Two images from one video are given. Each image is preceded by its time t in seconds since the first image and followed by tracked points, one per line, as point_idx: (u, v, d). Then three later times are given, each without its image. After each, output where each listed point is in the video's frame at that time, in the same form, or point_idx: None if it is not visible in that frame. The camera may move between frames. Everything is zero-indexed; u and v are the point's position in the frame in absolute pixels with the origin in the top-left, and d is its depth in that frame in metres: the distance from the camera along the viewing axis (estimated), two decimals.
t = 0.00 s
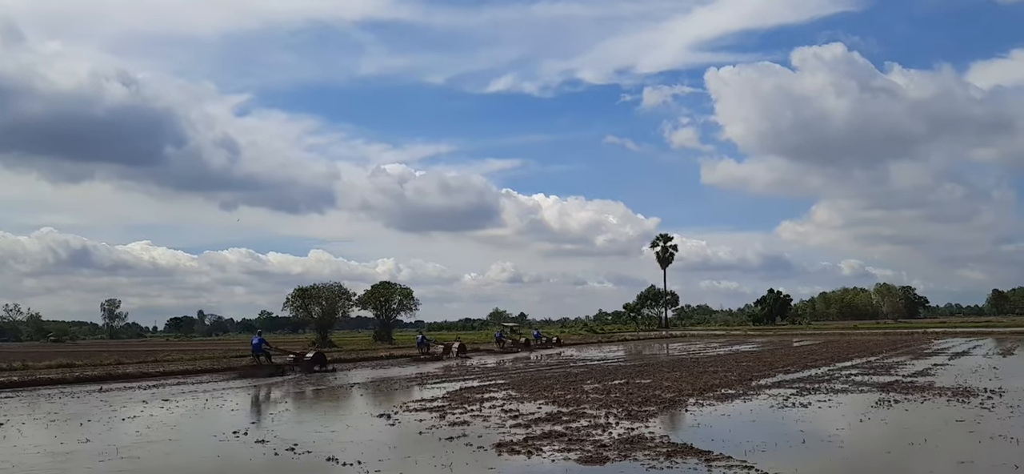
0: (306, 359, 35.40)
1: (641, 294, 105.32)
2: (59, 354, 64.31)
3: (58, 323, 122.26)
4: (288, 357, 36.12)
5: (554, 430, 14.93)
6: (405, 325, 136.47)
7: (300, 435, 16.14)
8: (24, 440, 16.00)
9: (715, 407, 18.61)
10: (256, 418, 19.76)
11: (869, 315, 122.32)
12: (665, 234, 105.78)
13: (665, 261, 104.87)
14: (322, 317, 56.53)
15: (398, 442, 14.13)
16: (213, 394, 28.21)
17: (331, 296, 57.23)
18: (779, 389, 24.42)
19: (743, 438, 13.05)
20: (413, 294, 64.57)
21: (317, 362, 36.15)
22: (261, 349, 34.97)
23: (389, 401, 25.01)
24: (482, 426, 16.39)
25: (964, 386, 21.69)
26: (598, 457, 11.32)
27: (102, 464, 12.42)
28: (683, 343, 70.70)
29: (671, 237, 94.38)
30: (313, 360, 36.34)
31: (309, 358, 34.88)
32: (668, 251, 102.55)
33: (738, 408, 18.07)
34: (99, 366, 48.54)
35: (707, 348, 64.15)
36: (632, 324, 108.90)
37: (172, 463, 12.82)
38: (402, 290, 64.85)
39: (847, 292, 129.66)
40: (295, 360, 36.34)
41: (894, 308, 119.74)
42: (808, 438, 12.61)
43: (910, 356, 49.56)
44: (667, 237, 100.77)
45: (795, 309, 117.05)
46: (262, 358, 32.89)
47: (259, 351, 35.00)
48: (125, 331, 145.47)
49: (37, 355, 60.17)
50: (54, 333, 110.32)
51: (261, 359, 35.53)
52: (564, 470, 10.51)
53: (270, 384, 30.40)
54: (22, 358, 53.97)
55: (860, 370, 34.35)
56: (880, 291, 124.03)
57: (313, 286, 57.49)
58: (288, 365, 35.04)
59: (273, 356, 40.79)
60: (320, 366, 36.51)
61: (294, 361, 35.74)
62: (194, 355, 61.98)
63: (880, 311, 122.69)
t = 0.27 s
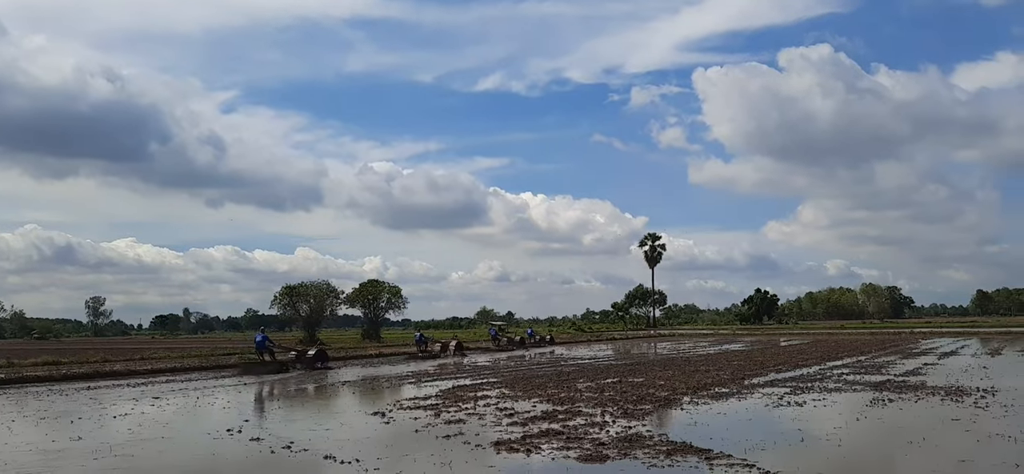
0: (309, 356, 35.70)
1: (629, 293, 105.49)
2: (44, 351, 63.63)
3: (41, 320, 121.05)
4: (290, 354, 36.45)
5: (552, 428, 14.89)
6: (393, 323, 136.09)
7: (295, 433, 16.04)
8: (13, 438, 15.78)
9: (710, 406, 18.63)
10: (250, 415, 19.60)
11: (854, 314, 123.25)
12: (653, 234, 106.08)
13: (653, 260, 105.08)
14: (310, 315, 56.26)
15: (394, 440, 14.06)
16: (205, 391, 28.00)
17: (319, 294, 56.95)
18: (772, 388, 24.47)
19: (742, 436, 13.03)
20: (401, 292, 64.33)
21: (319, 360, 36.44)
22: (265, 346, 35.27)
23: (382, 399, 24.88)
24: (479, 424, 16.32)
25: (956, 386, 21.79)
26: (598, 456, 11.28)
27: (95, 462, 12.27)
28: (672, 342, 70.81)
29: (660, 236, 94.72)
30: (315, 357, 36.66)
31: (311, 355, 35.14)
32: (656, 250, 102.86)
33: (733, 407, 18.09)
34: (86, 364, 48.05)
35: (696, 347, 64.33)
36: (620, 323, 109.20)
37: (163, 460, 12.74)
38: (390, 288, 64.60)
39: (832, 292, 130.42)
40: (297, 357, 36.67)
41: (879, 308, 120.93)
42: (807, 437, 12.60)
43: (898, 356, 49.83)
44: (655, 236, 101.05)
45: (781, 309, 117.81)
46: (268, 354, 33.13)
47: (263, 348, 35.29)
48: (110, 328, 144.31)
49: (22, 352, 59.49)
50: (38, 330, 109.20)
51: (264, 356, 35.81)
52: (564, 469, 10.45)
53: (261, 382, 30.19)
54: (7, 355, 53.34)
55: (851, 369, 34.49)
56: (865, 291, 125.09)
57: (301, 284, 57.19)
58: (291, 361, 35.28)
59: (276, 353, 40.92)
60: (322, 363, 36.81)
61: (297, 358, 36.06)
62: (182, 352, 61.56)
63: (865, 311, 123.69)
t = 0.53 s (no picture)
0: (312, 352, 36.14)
1: (616, 293, 105.85)
2: (29, 347, 62.90)
3: (24, 316, 119.71)
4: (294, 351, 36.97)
5: (551, 426, 14.99)
6: (379, 321, 135.68)
7: (294, 430, 16.05)
8: (8, 435, 15.67)
9: (706, 405, 18.78)
10: (247, 412, 19.58)
11: (838, 315, 124.35)
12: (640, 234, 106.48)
13: (640, 260, 105.43)
14: (299, 313, 56.17)
15: (394, 437, 14.09)
16: (198, 388, 27.92)
17: (309, 292, 56.82)
18: (764, 387, 24.66)
19: (741, 435, 13.15)
20: (390, 291, 64.44)
21: (323, 356, 37.00)
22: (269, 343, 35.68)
23: (377, 397, 24.89)
24: (477, 422, 16.38)
25: (946, 386, 22.07)
26: (600, 454, 11.37)
27: (95, 459, 12.22)
28: (661, 342, 71.10)
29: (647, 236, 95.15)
30: (318, 353, 37.20)
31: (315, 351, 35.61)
32: (643, 250, 103.27)
33: (728, 406, 18.25)
34: (74, 361, 47.60)
35: (684, 346, 64.67)
36: (607, 322, 109.54)
37: (164, 457, 12.75)
38: (379, 286, 64.47)
39: (816, 293, 131.40)
40: (300, 353, 37.10)
41: (862, 309, 122.45)
42: (806, 437, 12.75)
43: (884, 356, 50.33)
44: (642, 236, 101.44)
45: (766, 309, 118.71)
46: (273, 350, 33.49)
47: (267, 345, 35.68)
48: (93, 325, 142.99)
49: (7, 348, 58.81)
50: (20, 327, 107.95)
51: (268, 352, 36.23)
52: (569, 467, 10.53)
53: (255, 379, 30.12)
54: None
55: (840, 369, 34.80)
56: (848, 292, 126.46)
57: (289, 282, 56.92)
58: (295, 358, 35.71)
59: (280, 350, 41.31)
60: (325, 359, 37.34)
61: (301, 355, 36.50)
62: (171, 349, 61.24)
63: (848, 312, 124.88)
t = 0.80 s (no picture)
0: (311, 353, 36.28)
1: (602, 293, 106.03)
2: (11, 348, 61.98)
3: (4, 318, 118.11)
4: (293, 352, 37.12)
5: (548, 427, 14.97)
6: (365, 322, 135.08)
7: (289, 432, 15.92)
8: None
9: (700, 405, 18.81)
10: (240, 415, 19.45)
11: (821, 315, 125.18)
12: (626, 234, 106.75)
13: (626, 260, 105.64)
14: (285, 314, 55.88)
15: (390, 439, 13.99)
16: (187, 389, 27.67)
17: (294, 292, 56.36)
18: (756, 387, 24.78)
19: (737, 436, 13.17)
20: (376, 291, 63.96)
21: (322, 356, 37.26)
22: (269, 344, 35.77)
23: (369, 398, 24.77)
24: (473, 423, 16.33)
25: (936, 386, 22.25)
26: (600, 455, 11.35)
27: (87, 462, 12.03)
28: (647, 342, 71.24)
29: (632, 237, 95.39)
30: (317, 353, 37.48)
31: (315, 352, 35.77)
32: (629, 250, 103.50)
33: (723, 407, 18.29)
34: (58, 362, 46.97)
35: (671, 346, 64.89)
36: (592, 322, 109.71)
37: (158, 460, 12.60)
38: (366, 286, 64.15)
39: (799, 293, 132.19)
40: (299, 354, 37.23)
41: (844, 309, 123.24)
42: (803, 436, 12.81)
43: (869, 356, 50.70)
44: (628, 236, 101.63)
45: (750, 309, 119.40)
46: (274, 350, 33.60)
47: (267, 346, 35.80)
48: (75, 326, 141.36)
49: None
50: None
51: (268, 353, 36.37)
52: (570, 469, 10.51)
53: (244, 380, 29.89)
54: None
55: (829, 369, 35.00)
56: (831, 292, 127.27)
57: (275, 282, 56.46)
58: (295, 358, 35.90)
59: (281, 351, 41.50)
60: (324, 359, 37.67)
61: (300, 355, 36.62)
62: (156, 349, 60.68)
63: (831, 312, 125.73)
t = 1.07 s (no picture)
0: (312, 352, 36.53)
1: (591, 293, 106.03)
2: None
3: None
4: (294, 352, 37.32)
5: (545, 427, 14.87)
6: (352, 321, 134.50)
7: (284, 432, 15.77)
8: None
9: (696, 404, 18.79)
10: (233, 415, 19.26)
11: (807, 314, 125.60)
12: (614, 233, 106.87)
13: (614, 259, 105.69)
14: (273, 313, 55.50)
15: (387, 439, 13.86)
16: (178, 389, 27.42)
17: (282, 291, 55.91)
18: (750, 386, 24.79)
19: (737, 434, 13.13)
20: (365, 291, 63.72)
21: (324, 355, 37.65)
22: (272, 342, 35.91)
23: (362, 397, 24.58)
24: (469, 423, 16.24)
25: (930, 384, 22.33)
26: (601, 454, 11.28)
27: (79, 465, 11.81)
28: (637, 341, 71.28)
29: (620, 236, 95.47)
30: (317, 353, 37.79)
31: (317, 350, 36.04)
32: (617, 249, 103.63)
33: (719, 405, 18.27)
34: (44, 362, 46.40)
35: (661, 345, 64.99)
36: (581, 321, 109.78)
37: (152, 461, 12.45)
38: (354, 286, 63.74)
39: (785, 293, 132.72)
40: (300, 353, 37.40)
41: (830, 308, 123.69)
42: (803, 435, 12.76)
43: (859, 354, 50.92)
44: (617, 236, 101.74)
45: (737, 308, 119.89)
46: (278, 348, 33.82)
47: (269, 345, 35.93)
48: (58, 326, 139.91)
49: None
50: None
51: (269, 352, 36.50)
52: (571, 469, 10.42)
53: (236, 380, 29.67)
54: None
55: (821, 367, 35.13)
56: (817, 291, 127.56)
57: (263, 282, 55.93)
58: (295, 356, 36.02)
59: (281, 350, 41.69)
60: (325, 358, 38.05)
61: (301, 354, 36.86)
62: (144, 349, 60.18)
63: (817, 311, 126.17)
